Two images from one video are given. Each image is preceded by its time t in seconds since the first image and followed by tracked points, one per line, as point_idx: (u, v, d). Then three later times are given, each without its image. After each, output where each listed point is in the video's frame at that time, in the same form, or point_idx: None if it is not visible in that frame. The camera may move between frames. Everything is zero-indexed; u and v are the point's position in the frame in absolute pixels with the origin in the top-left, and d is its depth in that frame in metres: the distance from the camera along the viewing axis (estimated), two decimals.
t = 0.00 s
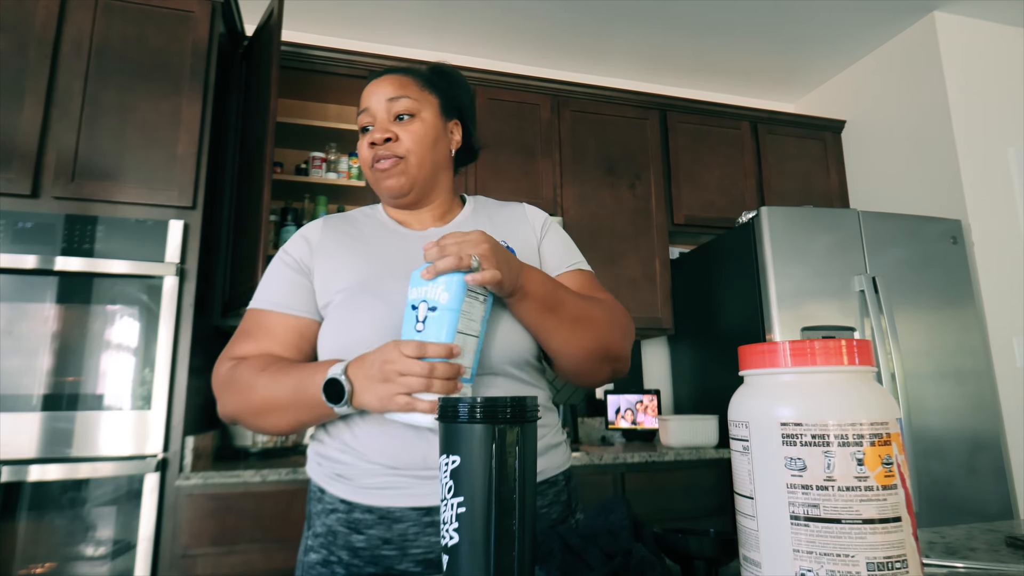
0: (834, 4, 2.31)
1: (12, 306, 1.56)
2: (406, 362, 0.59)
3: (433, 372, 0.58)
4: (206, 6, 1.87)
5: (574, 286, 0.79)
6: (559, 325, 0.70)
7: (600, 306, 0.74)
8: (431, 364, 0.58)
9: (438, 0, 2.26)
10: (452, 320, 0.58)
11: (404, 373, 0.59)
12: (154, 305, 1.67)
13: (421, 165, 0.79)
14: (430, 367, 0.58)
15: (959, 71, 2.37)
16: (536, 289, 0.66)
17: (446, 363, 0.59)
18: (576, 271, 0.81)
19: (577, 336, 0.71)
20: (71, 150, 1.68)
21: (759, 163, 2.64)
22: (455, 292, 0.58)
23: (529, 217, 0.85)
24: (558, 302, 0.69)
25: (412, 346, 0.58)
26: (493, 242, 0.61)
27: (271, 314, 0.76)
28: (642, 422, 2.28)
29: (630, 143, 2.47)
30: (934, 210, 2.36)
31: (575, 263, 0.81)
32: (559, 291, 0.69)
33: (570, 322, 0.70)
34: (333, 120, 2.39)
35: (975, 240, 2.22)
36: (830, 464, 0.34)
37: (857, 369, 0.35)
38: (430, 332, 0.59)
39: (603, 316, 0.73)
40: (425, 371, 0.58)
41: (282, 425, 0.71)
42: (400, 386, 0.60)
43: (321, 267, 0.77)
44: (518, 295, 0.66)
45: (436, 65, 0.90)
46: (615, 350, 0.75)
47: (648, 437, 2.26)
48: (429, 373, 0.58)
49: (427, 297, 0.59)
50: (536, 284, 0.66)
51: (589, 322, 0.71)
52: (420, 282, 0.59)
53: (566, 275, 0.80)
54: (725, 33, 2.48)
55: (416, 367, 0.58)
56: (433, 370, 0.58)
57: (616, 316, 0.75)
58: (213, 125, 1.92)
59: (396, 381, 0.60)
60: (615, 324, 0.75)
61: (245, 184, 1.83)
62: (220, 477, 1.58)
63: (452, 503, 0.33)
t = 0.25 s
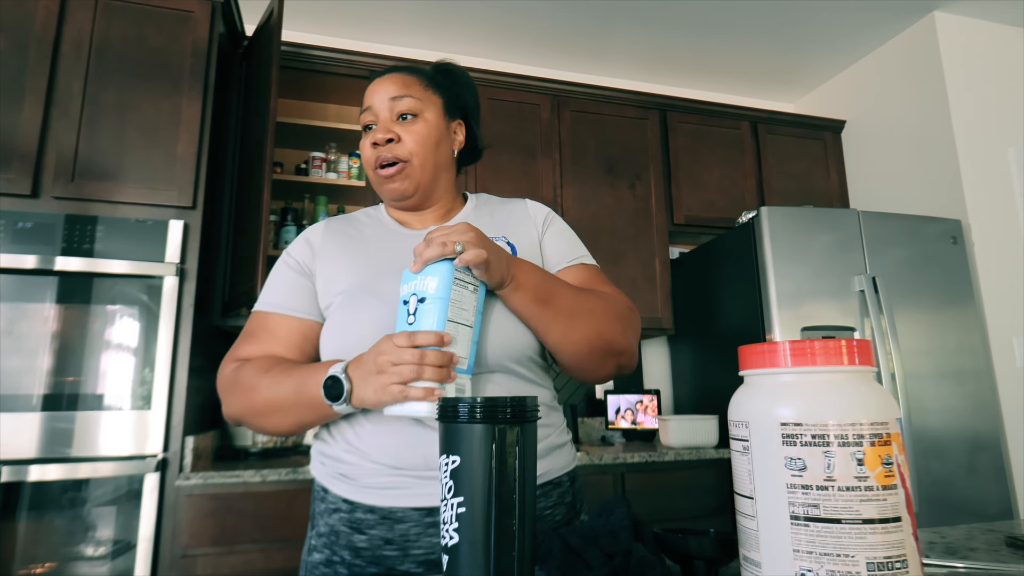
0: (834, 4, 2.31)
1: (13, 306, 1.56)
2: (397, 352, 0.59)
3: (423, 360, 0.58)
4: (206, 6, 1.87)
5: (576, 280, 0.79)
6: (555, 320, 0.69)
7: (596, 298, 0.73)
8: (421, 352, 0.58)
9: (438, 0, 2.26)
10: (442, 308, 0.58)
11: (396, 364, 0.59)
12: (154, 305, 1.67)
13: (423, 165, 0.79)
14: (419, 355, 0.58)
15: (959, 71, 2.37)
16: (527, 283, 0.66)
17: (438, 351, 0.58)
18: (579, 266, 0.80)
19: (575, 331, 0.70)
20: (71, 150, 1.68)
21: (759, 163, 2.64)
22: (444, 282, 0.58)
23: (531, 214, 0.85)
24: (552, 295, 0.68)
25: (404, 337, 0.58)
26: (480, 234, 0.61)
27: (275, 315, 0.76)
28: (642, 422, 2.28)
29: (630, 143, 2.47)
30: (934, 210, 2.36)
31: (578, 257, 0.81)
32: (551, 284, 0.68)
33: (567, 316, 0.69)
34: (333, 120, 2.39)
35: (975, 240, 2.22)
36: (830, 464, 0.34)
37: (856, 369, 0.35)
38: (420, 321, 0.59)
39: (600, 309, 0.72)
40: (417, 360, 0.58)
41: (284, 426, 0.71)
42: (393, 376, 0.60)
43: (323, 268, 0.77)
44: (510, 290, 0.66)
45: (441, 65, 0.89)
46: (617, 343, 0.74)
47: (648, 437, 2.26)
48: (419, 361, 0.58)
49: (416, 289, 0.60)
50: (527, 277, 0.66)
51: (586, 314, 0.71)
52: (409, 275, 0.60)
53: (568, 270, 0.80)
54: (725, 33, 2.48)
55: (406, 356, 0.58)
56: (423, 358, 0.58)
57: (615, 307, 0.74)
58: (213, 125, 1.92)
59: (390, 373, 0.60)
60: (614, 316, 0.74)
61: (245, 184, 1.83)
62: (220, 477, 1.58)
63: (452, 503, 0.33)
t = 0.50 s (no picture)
0: (834, 4, 2.31)
1: (13, 306, 1.56)
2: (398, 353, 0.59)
3: (426, 361, 0.58)
4: (206, 6, 1.87)
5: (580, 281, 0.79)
6: (564, 325, 0.69)
7: (604, 301, 0.73)
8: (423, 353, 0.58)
9: (438, 0, 2.26)
10: (444, 315, 0.58)
11: (398, 367, 0.59)
12: (153, 305, 1.67)
13: (424, 166, 0.79)
14: (422, 357, 0.58)
15: (959, 71, 2.37)
16: (538, 287, 0.66)
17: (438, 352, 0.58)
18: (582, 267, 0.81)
19: (585, 335, 0.70)
20: (71, 150, 1.68)
21: (759, 163, 2.64)
22: (445, 287, 0.58)
23: (532, 215, 0.85)
24: (562, 300, 0.68)
25: (405, 340, 0.58)
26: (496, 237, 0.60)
27: (278, 319, 0.77)
28: (642, 422, 2.28)
29: (630, 143, 2.47)
30: (934, 209, 2.36)
31: (581, 259, 0.81)
32: (561, 289, 0.68)
33: (576, 321, 0.69)
34: (333, 120, 2.39)
35: (975, 240, 2.22)
36: (830, 464, 0.34)
37: (856, 369, 0.35)
38: (423, 326, 0.59)
39: (607, 312, 0.72)
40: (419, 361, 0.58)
41: (287, 431, 0.70)
42: (395, 379, 0.59)
43: (324, 271, 0.77)
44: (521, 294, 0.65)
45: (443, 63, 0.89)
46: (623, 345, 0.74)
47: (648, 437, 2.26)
48: (422, 363, 0.58)
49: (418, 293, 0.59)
50: (538, 281, 0.66)
51: (595, 318, 0.71)
52: (412, 277, 0.59)
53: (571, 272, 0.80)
54: (725, 33, 2.48)
55: (408, 359, 0.58)
56: (426, 359, 0.58)
57: (621, 310, 0.75)
58: (213, 125, 1.92)
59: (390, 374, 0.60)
60: (621, 318, 0.74)
61: (245, 184, 1.83)
62: (221, 477, 1.58)
63: (452, 503, 0.33)
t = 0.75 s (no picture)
0: (834, 4, 2.31)
1: (13, 306, 1.56)
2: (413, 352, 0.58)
3: (441, 361, 0.58)
4: (206, 6, 1.87)
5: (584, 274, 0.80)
6: (596, 291, 0.68)
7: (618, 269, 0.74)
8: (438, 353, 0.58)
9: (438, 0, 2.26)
10: (457, 317, 0.59)
11: (411, 364, 0.58)
12: (153, 305, 1.67)
13: (421, 169, 0.79)
14: (438, 357, 0.58)
15: (959, 71, 2.37)
16: (563, 258, 0.66)
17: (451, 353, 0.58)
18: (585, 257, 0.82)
19: (616, 299, 0.70)
20: (71, 150, 1.68)
21: (759, 163, 2.64)
22: (461, 290, 0.58)
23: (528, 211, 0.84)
24: (586, 268, 0.68)
25: (421, 339, 0.58)
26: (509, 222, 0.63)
27: (278, 319, 0.76)
28: (642, 422, 2.28)
29: (630, 143, 2.47)
30: (934, 209, 2.36)
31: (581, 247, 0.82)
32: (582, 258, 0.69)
33: (604, 286, 0.69)
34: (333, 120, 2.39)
35: (975, 240, 2.22)
36: (830, 464, 0.34)
37: (856, 369, 0.35)
38: (438, 327, 0.59)
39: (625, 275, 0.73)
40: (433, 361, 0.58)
41: (287, 432, 0.70)
42: (406, 377, 0.58)
43: (324, 271, 0.77)
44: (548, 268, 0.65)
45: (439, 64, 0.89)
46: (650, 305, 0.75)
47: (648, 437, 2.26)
48: (437, 362, 0.58)
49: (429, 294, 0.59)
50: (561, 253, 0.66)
51: (618, 280, 0.71)
52: (425, 275, 0.59)
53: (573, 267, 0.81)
54: (725, 33, 2.48)
55: (424, 357, 0.58)
56: (441, 359, 0.58)
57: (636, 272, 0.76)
58: (213, 125, 1.92)
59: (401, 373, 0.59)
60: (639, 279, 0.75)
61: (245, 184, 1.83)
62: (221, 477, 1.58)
63: (452, 503, 0.33)
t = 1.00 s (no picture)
0: (834, 4, 2.31)
1: (13, 306, 1.56)
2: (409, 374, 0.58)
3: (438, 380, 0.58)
4: (206, 6, 1.87)
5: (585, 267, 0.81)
6: (607, 271, 0.68)
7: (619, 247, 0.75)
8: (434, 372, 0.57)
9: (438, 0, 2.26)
10: (458, 334, 0.58)
11: (406, 382, 0.59)
12: (154, 305, 1.67)
13: (419, 166, 0.78)
14: (432, 377, 0.57)
15: (959, 71, 2.37)
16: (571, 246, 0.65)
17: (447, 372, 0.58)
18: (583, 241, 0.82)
19: (625, 275, 0.70)
20: (71, 150, 1.68)
21: (759, 163, 2.64)
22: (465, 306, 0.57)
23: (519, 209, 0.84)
24: (594, 251, 0.68)
25: (417, 356, 0.57)
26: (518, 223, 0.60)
27: (274, 320, 0.76)
28: (642, 422, 2.28)
29: (630, 143, 2.47)
30: (934, 209, 2.36)
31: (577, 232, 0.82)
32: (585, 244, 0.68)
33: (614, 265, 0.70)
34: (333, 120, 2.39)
35: (975, 240, 2.22)
36: (830, 464, 0.34)
37: (856, 369, 0.35)
38: (437, 343, 0.58)
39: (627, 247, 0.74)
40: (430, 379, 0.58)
41: (284, 433, 0.71)
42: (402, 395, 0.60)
43: (321, 271, 0.77)
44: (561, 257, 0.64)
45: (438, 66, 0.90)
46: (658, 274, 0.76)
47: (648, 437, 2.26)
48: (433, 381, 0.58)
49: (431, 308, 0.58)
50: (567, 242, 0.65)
51: (622, 256, 0.72)
52: (429, 288, 0.58)
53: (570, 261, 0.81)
54: (725, 33, 2.48)
55: (419, 375, 0.58)
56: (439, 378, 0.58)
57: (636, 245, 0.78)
58: (213, 125, 1.92)
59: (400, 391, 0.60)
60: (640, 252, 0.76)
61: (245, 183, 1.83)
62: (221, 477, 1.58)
63: (452, 503, 0.33)
